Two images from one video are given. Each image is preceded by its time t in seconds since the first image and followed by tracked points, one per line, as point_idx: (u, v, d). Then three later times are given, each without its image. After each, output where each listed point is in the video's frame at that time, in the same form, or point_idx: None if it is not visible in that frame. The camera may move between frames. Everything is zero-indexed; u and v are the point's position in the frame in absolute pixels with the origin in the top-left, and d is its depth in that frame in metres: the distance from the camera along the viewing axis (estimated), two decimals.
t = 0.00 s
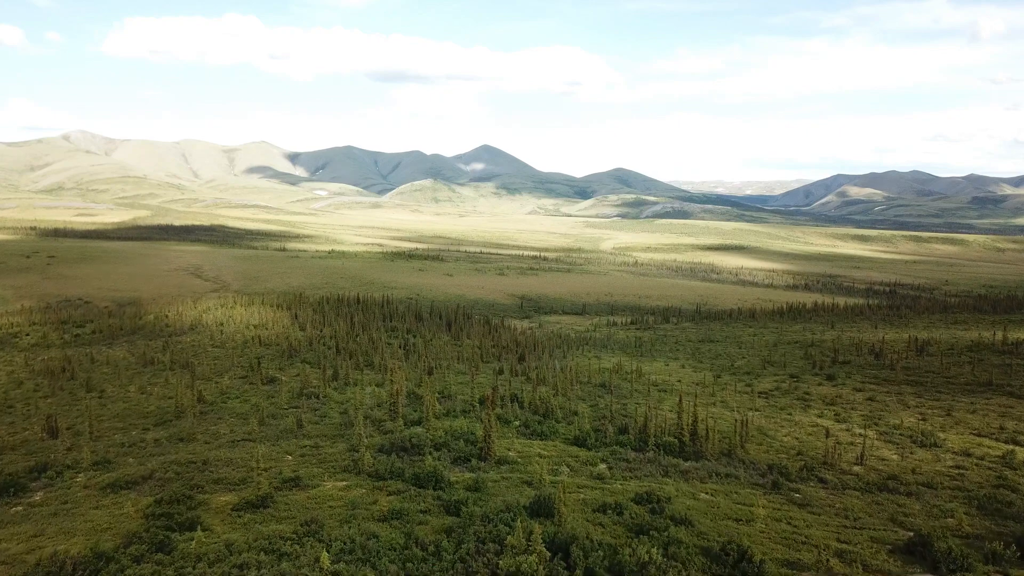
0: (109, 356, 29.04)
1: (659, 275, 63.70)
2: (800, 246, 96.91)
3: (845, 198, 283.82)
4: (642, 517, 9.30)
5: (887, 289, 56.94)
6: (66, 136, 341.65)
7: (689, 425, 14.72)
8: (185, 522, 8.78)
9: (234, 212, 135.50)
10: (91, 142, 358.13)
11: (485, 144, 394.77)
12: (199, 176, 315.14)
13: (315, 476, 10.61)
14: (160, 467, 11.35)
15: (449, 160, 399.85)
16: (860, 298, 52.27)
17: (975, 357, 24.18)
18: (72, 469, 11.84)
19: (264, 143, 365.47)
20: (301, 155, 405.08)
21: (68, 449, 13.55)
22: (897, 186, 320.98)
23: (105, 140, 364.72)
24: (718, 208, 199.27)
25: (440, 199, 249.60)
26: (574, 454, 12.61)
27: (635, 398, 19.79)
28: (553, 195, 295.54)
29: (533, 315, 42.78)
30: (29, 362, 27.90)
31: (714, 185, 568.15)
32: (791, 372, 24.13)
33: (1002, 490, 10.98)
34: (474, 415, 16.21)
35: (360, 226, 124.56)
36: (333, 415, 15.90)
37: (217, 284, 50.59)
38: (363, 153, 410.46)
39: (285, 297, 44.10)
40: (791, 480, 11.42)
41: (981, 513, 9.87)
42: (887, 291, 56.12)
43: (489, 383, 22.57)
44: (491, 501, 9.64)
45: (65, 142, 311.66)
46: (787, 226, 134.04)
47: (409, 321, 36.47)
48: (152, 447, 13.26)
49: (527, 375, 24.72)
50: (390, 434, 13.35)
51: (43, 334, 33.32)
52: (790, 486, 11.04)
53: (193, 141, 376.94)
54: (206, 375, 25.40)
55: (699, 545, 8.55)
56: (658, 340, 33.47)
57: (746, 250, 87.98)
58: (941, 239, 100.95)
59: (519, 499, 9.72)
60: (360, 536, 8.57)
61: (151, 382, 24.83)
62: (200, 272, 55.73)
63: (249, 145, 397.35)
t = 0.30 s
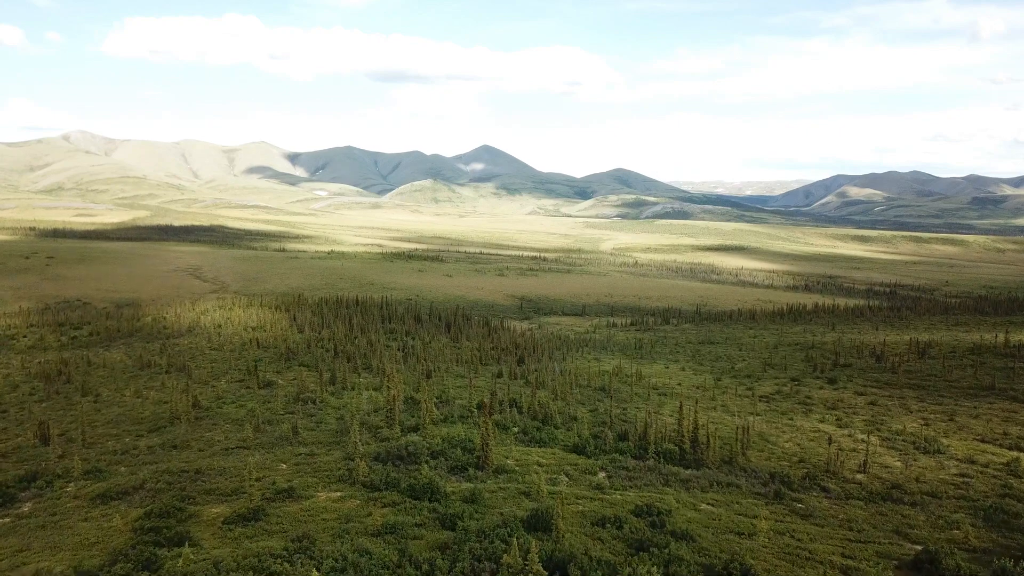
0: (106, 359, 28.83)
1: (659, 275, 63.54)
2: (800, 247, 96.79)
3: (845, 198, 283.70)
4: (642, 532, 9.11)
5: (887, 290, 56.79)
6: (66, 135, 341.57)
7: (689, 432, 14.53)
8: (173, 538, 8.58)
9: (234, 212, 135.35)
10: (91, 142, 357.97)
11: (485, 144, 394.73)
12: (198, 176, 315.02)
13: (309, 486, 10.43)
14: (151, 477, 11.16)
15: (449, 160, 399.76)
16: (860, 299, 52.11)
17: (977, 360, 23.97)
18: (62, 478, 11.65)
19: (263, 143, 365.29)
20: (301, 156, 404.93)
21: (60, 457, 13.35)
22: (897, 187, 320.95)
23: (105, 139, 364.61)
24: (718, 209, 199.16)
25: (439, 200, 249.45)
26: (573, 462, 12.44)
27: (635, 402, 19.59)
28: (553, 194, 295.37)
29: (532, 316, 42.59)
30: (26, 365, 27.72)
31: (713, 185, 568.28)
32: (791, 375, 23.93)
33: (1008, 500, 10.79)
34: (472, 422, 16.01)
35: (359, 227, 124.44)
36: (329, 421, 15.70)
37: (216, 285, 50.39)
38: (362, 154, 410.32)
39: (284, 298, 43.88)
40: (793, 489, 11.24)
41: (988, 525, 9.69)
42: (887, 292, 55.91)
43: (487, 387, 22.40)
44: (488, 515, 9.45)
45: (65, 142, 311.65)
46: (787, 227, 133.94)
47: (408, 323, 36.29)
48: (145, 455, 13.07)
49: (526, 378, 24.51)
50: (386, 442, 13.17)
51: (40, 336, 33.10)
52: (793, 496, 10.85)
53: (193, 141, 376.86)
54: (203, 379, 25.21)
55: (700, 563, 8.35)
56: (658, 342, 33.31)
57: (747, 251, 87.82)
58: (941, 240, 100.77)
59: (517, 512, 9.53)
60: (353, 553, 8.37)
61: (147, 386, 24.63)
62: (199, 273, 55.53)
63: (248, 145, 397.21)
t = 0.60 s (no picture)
0: (103, 361, 28.65)
1: (659, 276, 63.43)
2: (800, 247, 96.69)
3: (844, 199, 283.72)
4: (641, 546, 8.94)
5: (888, 291, 56.63)
6: (65, 135, 341.61)
7: (689, 438, 14.37)
8: (163, 552, 8.47)
9: (233, 213, 135.19)
10: (91, 142, 358.13)
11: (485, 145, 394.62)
12: (198, 176, 314.76)
13: (303, 496, 10.29)
14: (143, 486, 11.01)
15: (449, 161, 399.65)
16: (860, 300, 51.98)
17: (979, 363, 23.78)
18: (52, 487, 11.48)
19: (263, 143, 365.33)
20: (301, 156, 404.86)
21: (52, 465, 13.21)
22: (896, 188, 321.00)
23: (105, 139, 364.33)
24: (717, 209, 199.02)
25: (439, 200, 249.36)
26: (571, 471, 12.27)
27: (635, 407, 19.40)
28: (553, 194, 295.35)
29: (532, 317, 42.46)
30: (22, 367, 27.54)
31: (713, 185, 568.72)
32: (791, 378, 23.78)
33: (1014, 510, 10.63)
34: (469, 428, 15.85)
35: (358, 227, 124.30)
36: (325, 427, 15.53)
37: (215, 286, 50.23)
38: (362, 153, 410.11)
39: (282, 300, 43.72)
40: (796, 498, 11.07)
41: (993, 536, 9.53)
42: (887, 293, 55.77)
43: (486, 391, 22.24)
44: (484, 529, 9.29)
45: (65, 142, 311.66)
46: (786, 227, 133.82)
47: (407, 324, 36.15)
48: (138, 463, 12.93)
49: (525, 382, 24.36)
50: (382, 450, 13.00)
51: (38, 338, 32.93)
52: (794, 505, 10.69)
53: (193, 141, 376.64)
54: (200, 382, 25.03)
55: None
56: (658, 344, 33.18)
57: (746, 251, 87.71)
58: (941, 240, 100.62)
59: (513, 526, 9.37)
60: (345, 569, 8.22)
61: (144, 389, 24.46)
62: (198, 274, 55.36)
63: (248, 146, 396.97)
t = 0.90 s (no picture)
0: (99, 364, 28.45)
1: (658, 277, 63.30)
2: (799, 248, 96.57)
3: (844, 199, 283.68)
4: (640, 561, 8.78)
5: (888, 293, 56.48)
6: (65, 135, 341.47)
7: (689, 444, 14.20)
8: (153, 566, 8.31)
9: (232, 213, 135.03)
10: (90, 142, 358.10)
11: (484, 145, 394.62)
12: (197, 176, 314.48)
13: (296, 507, 10.15)
14: (133, 496, 10.84)
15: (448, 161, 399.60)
16: (860, 302, 51.88)
17: (982, 367, 23.58)
18: (42, 497, 11.30)
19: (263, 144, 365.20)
20: (300, 156, 404.80)
21: (43, 473, 13.05)
22: (895, 189, 321.12)
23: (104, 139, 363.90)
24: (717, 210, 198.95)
25: (439, 201, 249.30)
26: (570, 479, 12.10)
27: (634, 411, 19.21)
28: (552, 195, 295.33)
29: (531, 318, 42.29)
30: (18, 370, 27.35)
31: (712, 185, 568.82)
32: (792, 381, 23.59)
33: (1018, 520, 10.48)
34: (467, 434, 15.69)
35: (358, 228, 124.17)
36: (321, 433, 15.38)
37: (214, 286, 50.06)
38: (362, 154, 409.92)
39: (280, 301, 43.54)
40: (798, 508, 10.90)
41: (999, 549, 9.37)
42: (887, 294, 55.66)
43: (484, 395, 22.07)
44: (480, 542, 9.13)
45: (64, 142, 311.49)
46: (786, 228, 133.75)
47: (405, 326, 35.98)
48: (131, 471, 12.78)
49: (524, 385, 24.19)
50: (378, 457, 12.84)
51: (35, 340, 32.73)
52: (796, 515, 10.54)
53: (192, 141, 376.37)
54: (196, 386, 24.82)
55: None
56: (658, 346, 33.00)
57: (746, 253, 87.63)
58: (941, 241, 100.55)
59: (510, 539, 9.21)
60: None
61: (141, 392, 24.28)
62: (197, 274, 55.19)
63: (248, 146, 396.71)
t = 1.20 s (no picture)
0: (96, 366, 28.28)
1: (658, 278, 63.23)
2: (799, 249, 96.41)
3: (843, 199, 283.73)
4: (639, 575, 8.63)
5: (888, 294, 56.38)
6: (66, 136, 342.40)
7: (690, 450, 14.05)
8: None
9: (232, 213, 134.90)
10: (90, 142, 358.30)
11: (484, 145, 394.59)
12: (197, 176, 314.17)
13: (289, 517, 10.07)
14: (125, 504, 10.75)
15: (448, 161, 399.55)
16: (860, 303, 51.81)
17: (983, 370, 23.42)
18: (32, 505, 11.18)
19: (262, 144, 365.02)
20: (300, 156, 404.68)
21: (35, 480, 12.95)
22: (895, 189, 321.24)
23: (104, 138, 363.57)
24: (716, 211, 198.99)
25: (438, 201, 249.24)
26: (568, 487, 11.97)
27: (633, 416, 19.06)
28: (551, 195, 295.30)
29: (531, 319, 42.16)
30: (15, 372, 27.17)
31: (711, 185, 570.16)
32: (792, 384, 23.42)
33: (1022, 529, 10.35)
34: (464, 440, 15.57)
35: (357, 228, 124.10)
36: (317, 439, 15.28)
37: (214, 287, 49.89)
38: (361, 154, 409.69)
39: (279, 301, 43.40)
40: (799, 517, 10.76)
41: (1003, 561, 9.23)
42: (887, 295, 55.61)
43: (482, 398, 21.91)
44: (476, 555, 9.01)
45: (64, 142, 311.54)
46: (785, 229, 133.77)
47: (404, 326, 35.87)
48: (124, 479, 12.69)
49: (523, 388, 24.04)
50: (374, 465, 12.73)
51: (32, 341, 32.55)
52: (796, 524, 10.39)
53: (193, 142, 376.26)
54: (193, 389, 24.66)
55: None
56: (657, 347, 32.90)
57: (746, 253, 87.58)
58: (940, 242, 100.57)
59: (505, 552, 9.09)
60: None
61: (137, 395, 24.10)
62: (195, 275, 55.04)
63: (247, 146, 396.61)
